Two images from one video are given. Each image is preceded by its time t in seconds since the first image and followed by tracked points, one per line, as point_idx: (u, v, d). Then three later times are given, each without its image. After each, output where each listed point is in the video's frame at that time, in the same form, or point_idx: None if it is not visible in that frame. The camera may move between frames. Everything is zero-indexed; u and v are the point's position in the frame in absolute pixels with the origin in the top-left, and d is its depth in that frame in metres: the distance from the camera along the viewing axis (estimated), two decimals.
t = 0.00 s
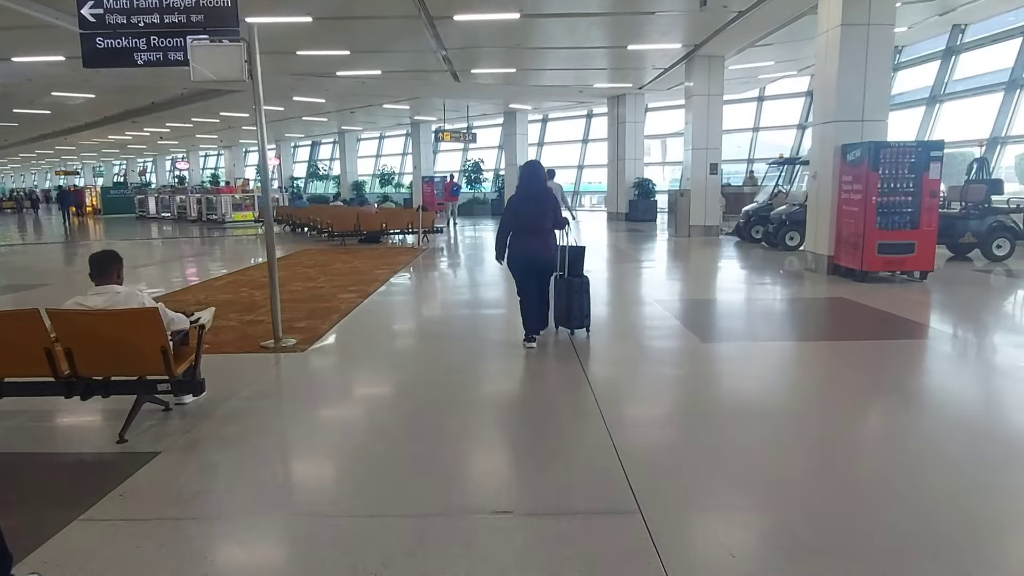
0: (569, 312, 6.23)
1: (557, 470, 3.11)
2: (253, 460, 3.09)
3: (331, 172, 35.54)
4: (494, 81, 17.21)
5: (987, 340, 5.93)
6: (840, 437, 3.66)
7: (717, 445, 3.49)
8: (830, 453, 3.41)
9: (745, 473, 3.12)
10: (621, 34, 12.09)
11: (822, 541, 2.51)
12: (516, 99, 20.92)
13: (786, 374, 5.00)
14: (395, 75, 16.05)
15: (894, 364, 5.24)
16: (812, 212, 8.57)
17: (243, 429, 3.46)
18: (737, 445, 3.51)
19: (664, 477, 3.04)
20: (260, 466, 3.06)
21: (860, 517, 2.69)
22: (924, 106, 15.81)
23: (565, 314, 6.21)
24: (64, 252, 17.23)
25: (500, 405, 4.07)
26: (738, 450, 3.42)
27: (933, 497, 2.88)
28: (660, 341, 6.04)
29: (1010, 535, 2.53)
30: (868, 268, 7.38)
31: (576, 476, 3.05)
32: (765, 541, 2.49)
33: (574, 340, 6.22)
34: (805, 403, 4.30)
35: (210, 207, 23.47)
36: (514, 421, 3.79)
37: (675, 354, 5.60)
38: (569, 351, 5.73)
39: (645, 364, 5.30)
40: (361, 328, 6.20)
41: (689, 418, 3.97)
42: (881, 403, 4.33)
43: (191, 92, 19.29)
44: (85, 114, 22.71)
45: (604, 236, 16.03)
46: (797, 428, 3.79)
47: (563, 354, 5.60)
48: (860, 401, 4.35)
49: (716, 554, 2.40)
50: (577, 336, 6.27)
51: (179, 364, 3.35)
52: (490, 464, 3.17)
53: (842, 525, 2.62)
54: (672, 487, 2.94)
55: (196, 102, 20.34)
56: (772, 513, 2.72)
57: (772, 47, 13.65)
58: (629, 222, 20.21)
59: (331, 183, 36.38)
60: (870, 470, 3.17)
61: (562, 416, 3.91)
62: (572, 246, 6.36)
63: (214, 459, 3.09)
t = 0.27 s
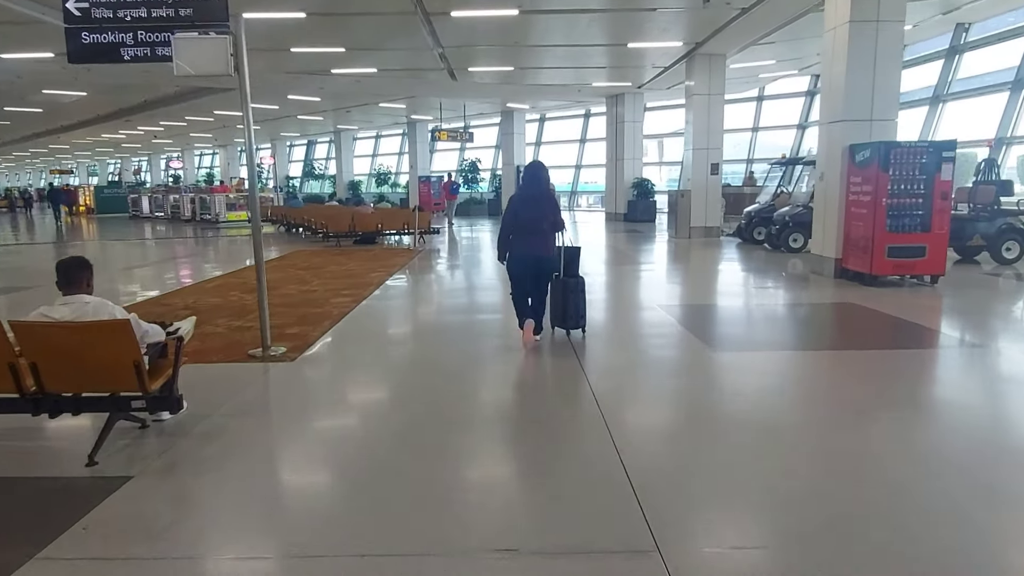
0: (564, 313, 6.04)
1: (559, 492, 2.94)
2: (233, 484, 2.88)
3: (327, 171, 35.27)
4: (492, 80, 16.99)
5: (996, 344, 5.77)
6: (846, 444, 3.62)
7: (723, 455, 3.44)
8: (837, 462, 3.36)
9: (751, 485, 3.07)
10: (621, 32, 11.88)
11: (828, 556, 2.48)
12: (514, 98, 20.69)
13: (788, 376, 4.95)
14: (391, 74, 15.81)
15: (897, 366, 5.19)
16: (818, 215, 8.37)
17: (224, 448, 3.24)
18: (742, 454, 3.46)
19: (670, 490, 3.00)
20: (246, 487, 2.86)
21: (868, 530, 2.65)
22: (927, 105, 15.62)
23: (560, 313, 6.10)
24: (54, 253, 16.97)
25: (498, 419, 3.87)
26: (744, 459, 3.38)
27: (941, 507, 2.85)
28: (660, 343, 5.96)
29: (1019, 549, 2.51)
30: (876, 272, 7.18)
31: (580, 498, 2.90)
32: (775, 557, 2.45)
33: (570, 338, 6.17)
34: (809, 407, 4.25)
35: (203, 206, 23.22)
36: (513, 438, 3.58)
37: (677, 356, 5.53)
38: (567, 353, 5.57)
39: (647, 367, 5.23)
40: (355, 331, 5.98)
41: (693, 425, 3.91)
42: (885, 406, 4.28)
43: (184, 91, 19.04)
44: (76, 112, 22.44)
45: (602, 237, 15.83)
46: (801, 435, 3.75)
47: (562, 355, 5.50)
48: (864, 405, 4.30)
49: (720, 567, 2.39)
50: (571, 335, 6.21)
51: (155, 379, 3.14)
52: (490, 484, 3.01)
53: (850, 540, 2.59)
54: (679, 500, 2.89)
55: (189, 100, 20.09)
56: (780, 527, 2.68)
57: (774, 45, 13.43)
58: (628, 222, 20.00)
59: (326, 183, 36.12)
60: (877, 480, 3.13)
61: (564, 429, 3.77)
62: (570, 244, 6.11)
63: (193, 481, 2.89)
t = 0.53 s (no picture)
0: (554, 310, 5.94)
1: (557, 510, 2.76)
2: (207, 503, 2.69)
3: (321, 169, 34.98)
4: (487, 76, 16.76)
5: (1004, 345, 5.62)
6: (848, 448, 3.52)
7: (722, 459, 3.34)
8: (838, 468, 3.26)
9: (750, 493, 2.96)
10: (618, 27, 11.66)
11: None
12: (510, 95, 20.46)
13: (788, 376, 4.85)
14: (385, 70, 15.57)
15: (898, 366, 5.09)
16: (820, 213, 8.18)
17: (192, 466, 3.01)
18: (741, 458, 3.35)
19: (666, 499, 2.89)
20: (220, 506, 2.67)
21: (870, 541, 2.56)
22: (927, 102, 15.45)
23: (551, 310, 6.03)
24: (43, 252, 16.71)
25: (489, 429, 3.65)
26: (743, 465, 3.27)
27: (944, 515, 2.76)
28: (657, 343, 5.83)
29: None
30: (882, 273, 6.99)
31: (576, 515, 2.71)
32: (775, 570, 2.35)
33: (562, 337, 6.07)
34: (809, 408, 4.14)
35: (195, 205, 22.96)
36: (505, 451, 3.36)
37: (674, 356, 5.41)
38: (560, 355, 5.38)
39: (644, 366, 5.11)
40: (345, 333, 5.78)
41: (692, 428, 3.79)
42: (886, 407, 4.18)
43: (175, 88, 18.78)
44: (66, 109, 22.15)
45: (599, 235, 15.63)
46: (802, 438, 3.64)
47: (556, 356, 5.34)
48: (866, 406, 4.19)
49: None
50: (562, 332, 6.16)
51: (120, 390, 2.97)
52: (483, 500, 2.83)
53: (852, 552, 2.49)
54: (676, 510, 2.79)
55: (180, 97, 19.83)
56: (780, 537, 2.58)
57: (774, 41, 13.23)
58: (625, 221, 19.82)
59: (321, 181, 35.83)
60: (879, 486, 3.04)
61: (560, 437, 3.58)
62: (561, 243, 6.20)
63: (164, 499, 2.70)
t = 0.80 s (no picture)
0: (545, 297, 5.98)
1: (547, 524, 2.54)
2: (165, 521, 2.46)
3: (317, 161, 34.66)
4: (483, 65, 16.48)
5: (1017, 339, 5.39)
6: (846, 439, 3.42)
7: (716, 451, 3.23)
8: (835, 458, 3.17)
9: (746, 484, 2.87)
10: (616, 12, 11.37)
11: None
12: (506, 84, 20.15)
13: (787, 369, 4.75)
14: (378, 58, 15.26)
15: (899, 358, 4.98)
16: (825, 204, 7.94)
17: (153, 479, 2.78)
18: (737, 450, 3.25)
19: (660, 493, 2.80)
20: (178, 524, 2.44)
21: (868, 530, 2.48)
22: (931, 92, 15.18)
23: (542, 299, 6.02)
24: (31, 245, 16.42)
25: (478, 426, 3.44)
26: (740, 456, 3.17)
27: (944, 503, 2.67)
28: (654, 336, 5.70)
29: None
30: (892, 265, 6.74)
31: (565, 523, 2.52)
32: (772, 564, 2.26)
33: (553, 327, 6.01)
34: (808, 400, 4.04)
35: (187, 197, 22.67)
36: (495, 452, 3.14)
37: (672, 350, 5.24)
38: (547, 348, 5.17)
39: (641, 360, 4.94)
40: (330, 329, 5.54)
41: (687, 420, 3.69)
42: (886, 399, 4.09)
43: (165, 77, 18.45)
44: (57, 99, 21.83)
45: (596, 227, 15.38)
46: (799, 429, 3.55)
47: (549, 349, 5.18)
48: (865, 398, 4.10)
49: None
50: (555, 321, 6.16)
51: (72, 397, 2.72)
52: (468, 514, 2.60)
53: (850, 543, 2.41)
54: (668, 504, 2.69)
55: (170, 87, 19.50)
56: (778, 530, 2.49)
57: (775, 28, 12.94)
58: (623, 212, 19.57)
59: (316, 173, 35.50)
60: (873, 474, 2.96)
61: (552, 437, 3.42)
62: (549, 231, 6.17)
63: (117, 518, 2.46)
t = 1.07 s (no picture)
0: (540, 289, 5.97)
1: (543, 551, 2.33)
2: (125, 549, 2.26)
3: (314, 152, 34.35)
4: (482, 54, 16.18)
5: None
6: (862, 446, 3.21)
7: (718, 453, 3.10)
8: (840, 461, 3.04)
9: (749, 490, 2.75)
10: None
11: None
12: (506, 74, 19.84)
13: (789, 366, 4.61)
14: (375, 47, 14.96)
15: (905, 355, 4.84)
16: (834, 198, 7.70)
17: (113, 503, 2.56)
18: (739, 452, 3.12)
19: (657, 500, 2.67)
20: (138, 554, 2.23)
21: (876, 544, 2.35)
22: (938, 82, 14.91)
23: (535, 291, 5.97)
24: (23, 237, 16.17)
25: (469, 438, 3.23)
26: (741, 458, 3.04)
27: (955, 513, 2.55)
28: (654, 332, 5.54)
29: None
30: (902, 261, 6.51)
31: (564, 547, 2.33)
32: None
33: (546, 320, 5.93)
34: (812, 397, 3.90)
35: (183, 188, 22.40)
36: (488, 466, 2.94)
37: (674, 348, 5.03)
38: (544, 347, 4.98)
39: (642, 359, 4.73)
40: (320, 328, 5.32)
41: (687, 419, 3.55)
42: (891, 397, 3.96)
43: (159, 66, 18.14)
44: (50, 89, 21.51)
45: (597, 220, 15.14)
46: (801, 427, 3.42)
47: (546, 347, 4.98)
48: (870, 396, 3.97)
49: None
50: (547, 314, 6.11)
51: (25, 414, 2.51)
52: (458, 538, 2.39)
53: (860, 556, 2.28)
54: (667, 513, 2.56)
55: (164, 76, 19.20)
56: (783, 543, 2.37)
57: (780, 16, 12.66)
58: (624, 205, 19.32)
59: (314, 164, 35.21)
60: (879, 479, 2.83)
61: (547, 440, 3.26)
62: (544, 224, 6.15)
63: (72, 547, 2.25)
